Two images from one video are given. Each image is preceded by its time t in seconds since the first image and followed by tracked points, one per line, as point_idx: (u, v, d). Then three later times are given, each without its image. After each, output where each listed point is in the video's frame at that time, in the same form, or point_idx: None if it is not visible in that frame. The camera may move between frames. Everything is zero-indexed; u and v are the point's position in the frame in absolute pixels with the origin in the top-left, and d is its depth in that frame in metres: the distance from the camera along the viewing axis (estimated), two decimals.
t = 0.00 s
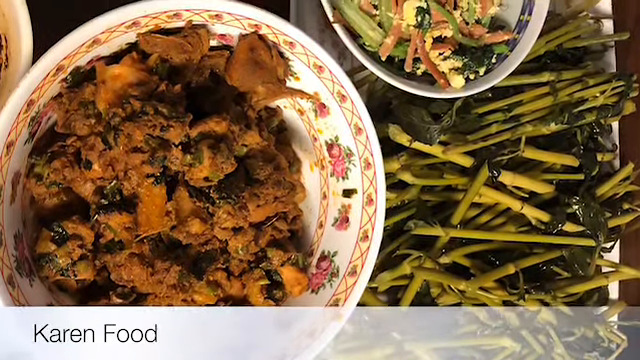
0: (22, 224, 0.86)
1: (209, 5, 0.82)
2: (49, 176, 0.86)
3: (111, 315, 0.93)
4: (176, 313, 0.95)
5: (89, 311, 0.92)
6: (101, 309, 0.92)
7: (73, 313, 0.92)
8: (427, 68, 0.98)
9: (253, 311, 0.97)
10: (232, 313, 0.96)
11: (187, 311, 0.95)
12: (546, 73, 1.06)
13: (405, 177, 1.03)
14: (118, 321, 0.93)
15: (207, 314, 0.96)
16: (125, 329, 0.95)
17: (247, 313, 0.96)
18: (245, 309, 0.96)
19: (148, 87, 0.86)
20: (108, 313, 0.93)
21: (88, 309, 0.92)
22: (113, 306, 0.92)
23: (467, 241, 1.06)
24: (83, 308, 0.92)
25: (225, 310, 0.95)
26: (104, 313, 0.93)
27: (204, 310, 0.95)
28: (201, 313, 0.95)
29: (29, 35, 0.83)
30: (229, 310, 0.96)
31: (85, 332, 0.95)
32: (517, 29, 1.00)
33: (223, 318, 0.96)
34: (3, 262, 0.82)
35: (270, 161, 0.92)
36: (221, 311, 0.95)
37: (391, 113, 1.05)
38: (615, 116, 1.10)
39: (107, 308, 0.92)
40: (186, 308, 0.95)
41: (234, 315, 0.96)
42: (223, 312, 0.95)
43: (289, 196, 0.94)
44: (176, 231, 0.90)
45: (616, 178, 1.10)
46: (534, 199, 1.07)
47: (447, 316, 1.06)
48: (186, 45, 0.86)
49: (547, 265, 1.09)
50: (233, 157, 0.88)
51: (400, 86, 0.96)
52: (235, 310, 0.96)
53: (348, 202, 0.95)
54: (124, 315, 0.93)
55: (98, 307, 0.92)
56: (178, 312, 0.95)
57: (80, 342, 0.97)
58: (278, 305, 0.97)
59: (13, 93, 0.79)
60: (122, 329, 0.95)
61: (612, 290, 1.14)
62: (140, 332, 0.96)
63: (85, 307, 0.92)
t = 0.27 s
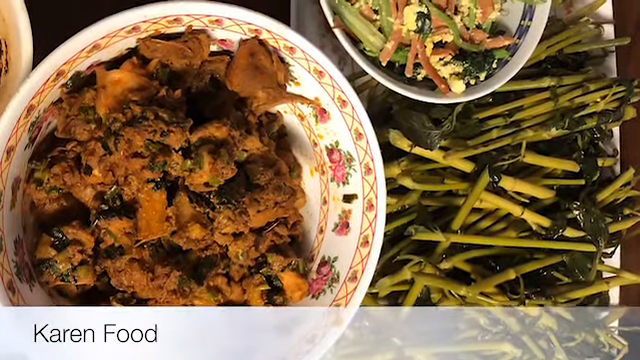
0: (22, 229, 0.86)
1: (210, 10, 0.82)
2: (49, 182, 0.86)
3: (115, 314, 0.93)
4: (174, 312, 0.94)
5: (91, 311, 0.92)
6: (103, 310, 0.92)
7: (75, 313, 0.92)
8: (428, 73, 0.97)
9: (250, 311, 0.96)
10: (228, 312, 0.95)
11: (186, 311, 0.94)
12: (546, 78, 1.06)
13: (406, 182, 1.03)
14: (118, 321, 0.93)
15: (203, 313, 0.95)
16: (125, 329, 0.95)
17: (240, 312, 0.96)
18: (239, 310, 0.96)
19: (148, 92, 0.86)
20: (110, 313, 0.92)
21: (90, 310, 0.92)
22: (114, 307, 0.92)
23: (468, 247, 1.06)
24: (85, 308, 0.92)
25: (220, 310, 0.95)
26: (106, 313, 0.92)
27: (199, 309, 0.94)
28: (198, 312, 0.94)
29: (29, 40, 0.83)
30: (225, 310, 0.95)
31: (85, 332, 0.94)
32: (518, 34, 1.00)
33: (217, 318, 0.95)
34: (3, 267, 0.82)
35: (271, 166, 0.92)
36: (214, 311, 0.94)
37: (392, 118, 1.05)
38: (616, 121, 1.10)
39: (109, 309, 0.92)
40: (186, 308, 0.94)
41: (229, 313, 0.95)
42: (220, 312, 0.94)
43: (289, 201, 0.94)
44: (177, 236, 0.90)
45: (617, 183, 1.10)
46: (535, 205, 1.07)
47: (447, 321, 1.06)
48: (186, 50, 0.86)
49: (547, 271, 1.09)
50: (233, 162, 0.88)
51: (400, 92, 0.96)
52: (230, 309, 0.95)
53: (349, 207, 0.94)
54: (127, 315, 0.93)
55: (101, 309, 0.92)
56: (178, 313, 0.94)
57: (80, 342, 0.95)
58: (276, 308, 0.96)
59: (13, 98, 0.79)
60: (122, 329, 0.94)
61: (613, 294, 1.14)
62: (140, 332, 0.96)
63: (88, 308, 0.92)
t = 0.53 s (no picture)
0: (22, 235, 0.86)
1: (210, 15, 0.82)
2: (49, 187, 0.86)
3: (116, 314, 0.92)
4: (174, 312, 0.93)
5: (91, 312, 0.91)
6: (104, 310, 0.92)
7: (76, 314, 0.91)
8: (428, 79, 0.98)
9: (249, 313, 0.95)
10: (227, 313, 0.94)
11: (185, 310, 0.93)
12: (546, 83, 1.06)
13: (407, 188, 1.03)
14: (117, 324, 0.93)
15: (202, 313, 0.93)
16: (125, 329, 0.94)
17: (240, 313, 0.95)
18: (238, 310, 0.94)
19: (148, 97, 0.85)
20: (111, 313, 0.92)
21: (90, 310, 0.91)
22: (116, 306, 0.92)
23: (468, 252, 1.06)
24: (86, 310, 0.91)
25: (219, 310, 0.93)
26: (105, 312, 0.92)
27: (198, 310, 0.93)
28: (196, 312, 0.93)
29: (29, 45, 0.83)
30: (225, 310, 0.94)
31: (85, 332, 0.92)
32: (519, 39, 1.00)
33: (216, 318, 0.94)
34: (3, 273, 0.82)
35: (271, 171, 0.92)
36: (214, 312, 0.93)
37: (392, 123, 1.05)
38: (617, 127, 1.10)
39: (111, 309, 0.92)
40: (186, 308, 0.92)
41: (230, 313, 0.94)
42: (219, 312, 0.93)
43: (289, 206, 0.93)
44: (177, 242, 0.90)
45: (617, 189, 1.09)
46: (536, 210, 1.07)
47: (447, 326, 1.06)
48: (186, 55, 0.86)
49: (548, 276, 1.08)
50: (233, 168, 0.88)
51: (400, 97, 0.96)
52: (231, 310, 0.94)
53: (349, 213, 0.94)
54: (128, 315, 0.93)
55: (102, 309, 0.91)
56: (176, 312, 0.93)
57: (80, 342, 0.93)
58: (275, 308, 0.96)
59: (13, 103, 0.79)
60: (122, 331, 0.94)
61: (614, 299, 1.13)
62: (140, 333, 0.95)
63: (89, 309, 0.91)
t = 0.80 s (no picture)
0: (22, 240, 0.86)
1: (210, 20, 0.82)
2: (49, 192, 0.86)
3: (118, 314, 0.92)
4: (173, 313, 0.92)
5: (94, 311, 0.91)
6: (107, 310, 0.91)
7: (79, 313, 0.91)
8: (429, 84, 0.98)
9: (249, 313, 0.95)
10: (227, 314, 0.94)
11: (179, 310, 0.92)
12: (547, 88, 1.06)
13: (407, 193, 1.02)
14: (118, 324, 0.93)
15: (202, 314, 0.93)
16: (125, 329, 0.94)
17: (242, 314, 0.95)
18: (239, 311, 0.94)
19: (148, 102, 0.86)
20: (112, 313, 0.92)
21: (92, 310, 0.91)
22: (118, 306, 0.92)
23: (469, 258, 1.05)
24: (90, 308, 0.91)
25: (221, 311, 0.93)
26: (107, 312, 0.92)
27: (198, 311, 0.93)
28: (194, 312, 0.92)
29: (29, 50, 0.83)
30: (226, 311, 0.93)
31: (85, 332, 0.92)
32: (519, 44, 0.99)
33: (217, 318, 0.94)
34: (3, 278, 0.82)
35: (271, 176, 0.92)
36: (215, 313, 0.93)
37: (393, 129, 1.05)
38: (617, 132, 1.09)
39: (114, 307, 0.92)
40: (185, 308, 0.92)
41: (228, 315, 0.94)
42: (219, 312, 0.93)
43: (289, 212, 0.93)
44: (177, 248, 0.90)
45: (618, 194, 1.09)
46: (537, 215, 1.07)
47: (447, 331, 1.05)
48: (187, 60, 0.86)
49: (549, 281, 1.08)
50: (234, 173, 0.88)
51: (401, 102, 0.96)
52: (231, 310, 0.93)
53: (350, 218, 0.94)
54: (129, 315, 0.93)
55: (103, 307, 0.92)
56: (174, 313, 0.92)
57: (80, 342, 0.93)
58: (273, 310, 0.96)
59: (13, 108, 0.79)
60: (123, 331, 0.94)
61: (614, 305, 1.12)
62: (140, 333, 0.95)
63: (92, 308, 0.91)
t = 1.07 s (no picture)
0: (22, 245, 0.86)
1: (211, 25, 0.82)
2: (49, 197, 0.86)
3: (116, 314, 0.91)
4: (169, 314, 0.92)
5: (92, 310, 0.91)
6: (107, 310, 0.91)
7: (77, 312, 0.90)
8: (429, 89, 0.97)
9: (247, 312, 0.94)
10: (226, 313, 0.93)
11: (178, 310, 0.92)
12: (547, 94, 1.05)
13: (407, 198, 1.02)
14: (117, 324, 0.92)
15: (199, 315, 0.93)
16: (125, 329, 0.93)
17: (241, 315, 0.94)
18: (238, 311, 0.94)
19: (149, 107, 0.85)
20: (111, 313, 0.91)
21: (91, 309, 0.91)
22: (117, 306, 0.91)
23: (469, 263, 1.05)
24: (87, 308, 0.90)
25: (218, 311, 0.93)
26: (107, 312, 0.91)
27: (188, 310, 0.92)
28: (189, 312, 0.92)
29: (29, 55, 0.83)
30: (223, 311, 0.93)
31: (85, 332, 0.92)
32: (520, 49, 0.99)
33: (214, 318, 0.94)
34: (2, 284, 0.82)
35: (272, 181, 0.92)
36: (213, 313, 0.93)
37: (393, 134, 1.05)
38: (618, 137, 1.09)
39: (112, 308, 0.91)
40: (179, 308, 0.91)
41: (224, 314, 0.93)
42: (216, 312, 0.93)
43: (289, 217, 0.93)
44: (177, 253, 0.89)
45: (618, 200, 1.09)
46: (537, 220, 1.06)
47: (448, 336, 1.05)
48: (187, 65, 0.86)
49: (550, 287, 1.08)
50: (234, 178, 0.88)
51: (402, 107, 0.95)
52: (230, 309, 0.93)
53: (350, 223, 0.94)
54: (127, 315, 0.92)
55: (102, 307, 0.91)
56: (173, 313, 0.92)
57: (80, 342, 0.92)
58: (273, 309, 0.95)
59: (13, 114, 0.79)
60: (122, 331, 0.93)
61: (615, 311, 1.12)
62: (140, 332, 0.94)
63: (90, 308, 0.90)
